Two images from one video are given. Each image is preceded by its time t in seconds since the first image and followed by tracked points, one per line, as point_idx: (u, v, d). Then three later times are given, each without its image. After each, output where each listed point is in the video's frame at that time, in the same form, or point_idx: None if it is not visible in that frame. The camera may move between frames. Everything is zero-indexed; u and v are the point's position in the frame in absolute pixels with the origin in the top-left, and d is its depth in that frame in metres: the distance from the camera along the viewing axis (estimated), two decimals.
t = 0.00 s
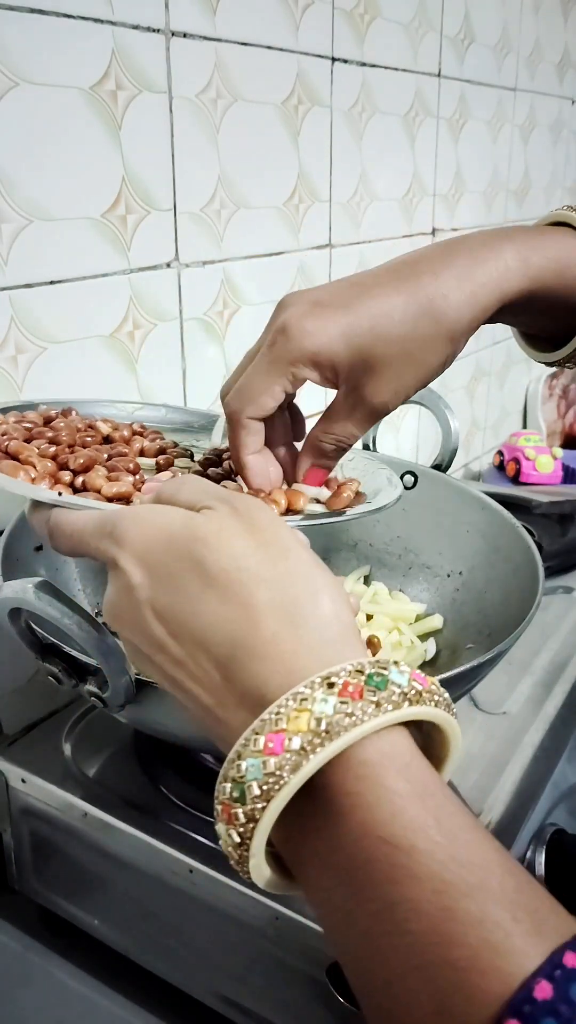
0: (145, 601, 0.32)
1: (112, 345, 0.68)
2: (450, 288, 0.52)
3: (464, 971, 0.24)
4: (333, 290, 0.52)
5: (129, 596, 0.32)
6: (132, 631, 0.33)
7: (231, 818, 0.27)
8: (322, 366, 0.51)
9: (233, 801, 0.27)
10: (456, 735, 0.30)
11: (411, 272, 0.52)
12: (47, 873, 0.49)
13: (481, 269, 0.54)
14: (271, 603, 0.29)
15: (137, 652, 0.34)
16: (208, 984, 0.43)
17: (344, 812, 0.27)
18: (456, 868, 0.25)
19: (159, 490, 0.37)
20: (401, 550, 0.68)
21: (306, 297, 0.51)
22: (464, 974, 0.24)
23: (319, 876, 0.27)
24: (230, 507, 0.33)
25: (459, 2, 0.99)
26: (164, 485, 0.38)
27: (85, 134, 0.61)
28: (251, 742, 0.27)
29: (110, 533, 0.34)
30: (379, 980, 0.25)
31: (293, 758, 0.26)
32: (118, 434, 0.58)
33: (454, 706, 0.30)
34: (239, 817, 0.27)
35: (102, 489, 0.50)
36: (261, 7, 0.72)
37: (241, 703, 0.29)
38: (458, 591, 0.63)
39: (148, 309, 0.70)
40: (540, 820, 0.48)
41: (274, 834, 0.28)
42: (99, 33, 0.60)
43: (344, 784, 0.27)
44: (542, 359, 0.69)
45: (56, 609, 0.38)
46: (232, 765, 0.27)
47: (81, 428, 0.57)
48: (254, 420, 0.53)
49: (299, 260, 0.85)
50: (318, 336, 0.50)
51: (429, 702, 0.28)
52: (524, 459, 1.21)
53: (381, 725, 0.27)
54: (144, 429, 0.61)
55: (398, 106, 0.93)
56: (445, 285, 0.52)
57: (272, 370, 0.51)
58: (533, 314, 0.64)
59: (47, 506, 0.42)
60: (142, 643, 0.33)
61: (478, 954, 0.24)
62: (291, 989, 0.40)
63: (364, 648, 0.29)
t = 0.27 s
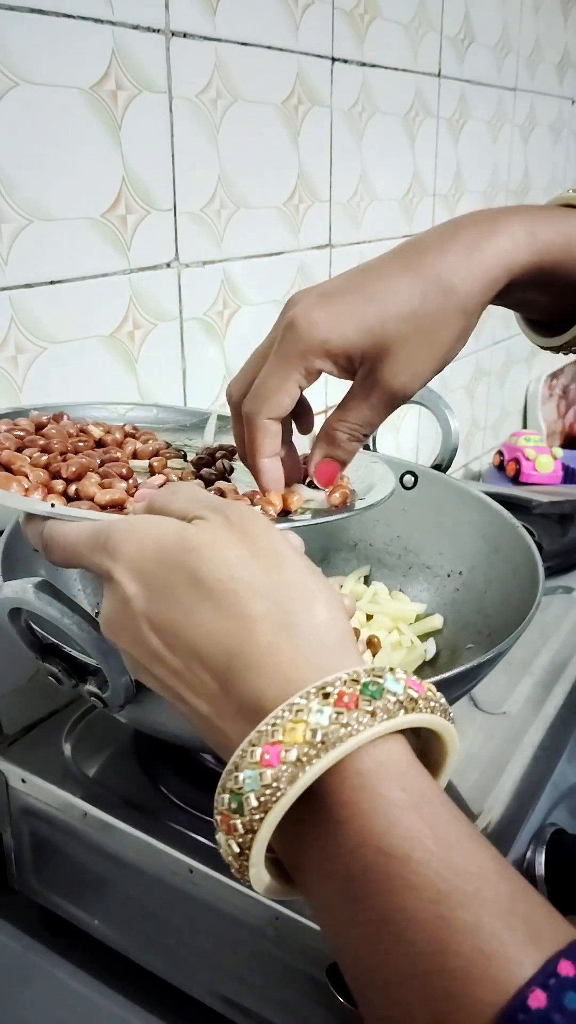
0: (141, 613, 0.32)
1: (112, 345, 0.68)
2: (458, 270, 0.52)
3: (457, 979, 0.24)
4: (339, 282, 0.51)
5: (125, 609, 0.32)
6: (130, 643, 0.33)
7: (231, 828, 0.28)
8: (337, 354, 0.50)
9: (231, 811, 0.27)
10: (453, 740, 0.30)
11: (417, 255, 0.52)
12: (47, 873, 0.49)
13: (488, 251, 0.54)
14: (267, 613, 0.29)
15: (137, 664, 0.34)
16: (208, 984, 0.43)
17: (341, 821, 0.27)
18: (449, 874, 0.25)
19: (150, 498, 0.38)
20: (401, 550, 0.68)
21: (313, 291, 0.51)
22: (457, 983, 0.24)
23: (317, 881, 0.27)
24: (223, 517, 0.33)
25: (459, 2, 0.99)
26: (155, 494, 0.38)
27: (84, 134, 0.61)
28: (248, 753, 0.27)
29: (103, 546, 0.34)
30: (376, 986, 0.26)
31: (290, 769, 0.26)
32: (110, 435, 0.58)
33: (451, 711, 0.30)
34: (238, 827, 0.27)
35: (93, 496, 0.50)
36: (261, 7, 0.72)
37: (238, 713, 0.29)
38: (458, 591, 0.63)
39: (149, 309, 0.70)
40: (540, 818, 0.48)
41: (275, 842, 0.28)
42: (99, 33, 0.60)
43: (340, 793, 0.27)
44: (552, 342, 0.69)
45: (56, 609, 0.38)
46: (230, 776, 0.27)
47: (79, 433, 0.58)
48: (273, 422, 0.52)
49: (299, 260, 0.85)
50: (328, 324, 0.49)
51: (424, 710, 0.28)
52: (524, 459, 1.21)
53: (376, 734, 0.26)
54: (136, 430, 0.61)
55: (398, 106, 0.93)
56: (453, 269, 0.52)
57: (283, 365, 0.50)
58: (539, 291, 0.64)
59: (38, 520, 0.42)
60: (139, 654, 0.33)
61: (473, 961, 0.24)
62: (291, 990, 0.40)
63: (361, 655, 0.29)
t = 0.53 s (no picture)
0: (148, 622, 0.32)
1: (112, 345, 0.68)
2: (461, 275, 0.52)
3: (449, 984, 0.24)
4: (341, 288, 0.52)
5: (134, 617, 0.33)
6: (138, 651, 0.33)
7: (234, 834, 0.28)
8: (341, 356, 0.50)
9: (234, 818, 0.28)
10: (453, 749, 0.30)
11: (418, 265, 0.52)
12: (47, 873, 0.49)
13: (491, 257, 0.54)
14: (267, 625, 0.29)
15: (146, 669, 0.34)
16: (208, 984, 0.43)
17: (338, 829, 0.27)
18: (443, 881, 0.25)
19: (159, 507, 0.38)
20: (401, 550, 0.68)
21: (315, 298, 0.52)
22: (449, 987, 0.24)
23: (318, 887, 0.27)
24: (224, 527, 0.33)
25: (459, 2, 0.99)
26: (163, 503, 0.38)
27: (85, 134, 0.61)
28: (248, 763, 0.27)
29: (110, 556, 0.35)
30: (372, 990, 0.26)
31: (289, 780, 0.27)
32: (125, 435, 0.58)
33: (451, 721, 0.30)
34: (241, 833, 0.28)
35: (110, 499, 0.50)
36: (261, 8, 0.72)
37: (243, 722, 0.29)
38: (459, 591, 0.62)
39: (149, 309, 0.70)
40: (540, 819, 0.47)
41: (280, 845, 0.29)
42: (99, 33, 0.60)
43: (339, 801, 0.27)
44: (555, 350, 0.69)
45: (56, 609, 0.38)
46: (231, 785, 0.27)
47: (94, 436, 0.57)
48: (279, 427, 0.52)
49: (299, 260, 0.85)
50: (329, 331, 0.49)
51: (421, 720, 0.28)
52: (524, 459, 1.21)
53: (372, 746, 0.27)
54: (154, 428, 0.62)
55: (398, 106, 0.93)
56: (456, 274, 0.52)
57: (287, 370, 0.50)
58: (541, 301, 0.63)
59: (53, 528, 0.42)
60: (148, 662, 0.33)
61: (465, 966, 0.24)
62: (291, 990, 0.40)
63: (362, 665, 0.29)
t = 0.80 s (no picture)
0: (153, 625, 0.32)
1: (112, 345, 0.68)
2: (460, 281, 0.52)
3: (445, 984, 0.24)
4: (341, 287, 0.51)
5: (140, 621, 0.33)
6: (145, 653, 0.34)
7: (233, 836, 0.28)
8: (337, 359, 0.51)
9: (232, 821, 0.28)
10: (451, 751, 0.30)
11: (418, 266, 0.52)
12: (47, 873, 0.49)
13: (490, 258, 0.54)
14: (266, 628, 0.29)
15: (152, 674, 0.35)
16: (207, 984, 0.43)
17: (335, 833, 0.27)
18: (437, 884, 0.25)
19: (167, 512, 0.38)
20: (401, 550, 0.68)
21: (317, 297, 0.52)
22: (445, 987, 0.24)
23: (315, 888, 0.28)
24: (228, 533, 0.33)
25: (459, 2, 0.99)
26: (171, 505, 0.38)
27: (85, 134, 0.61)
28: (246, 766, 0.27)
29: (119, 560, 0.35)
30: (370, 991, 0.26)
31: (285, 783, 0.27)
32: (140, 436, 0.59)
33: (450, 724, 0.30)
34: (239, 836, 0.28)
35: (122, 499, 0.50)
36: (261, 7, 0.72)
37: (243, 726, 0.29)
38: (458, 591, 0.62)
39: (149, 309, 0.70)
40: (540, 819, 0.47)
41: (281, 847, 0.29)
42: (99, 33, 0.60)
43: (335, 804, 0.27)
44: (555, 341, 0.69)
45: (56, 609, 0.38)
46: (230, 787, 0.28)
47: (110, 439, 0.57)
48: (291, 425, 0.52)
49: (299, 260, 0.85)
50: (329, 333, 0.49)
51: (417, 723, 0.28)
52: (524, 459, 1.21)
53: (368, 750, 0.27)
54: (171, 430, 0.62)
55: (399, 106, 0.93)
56: (454, 278, 0.52)
57: (291, 371, 0.51)
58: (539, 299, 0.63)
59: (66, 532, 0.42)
60: (153, 664, 0.33)
61: (460, 967, 0.24)
62: (291, 990, 0.40)
63: (361, 669, 0.29)
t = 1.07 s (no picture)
0: (164, 617, 0.33)
1: (112, 345, 0.68)
2: (465, 298, 0.50)
3: (444, 968, 0.24)
4: (343, 315, 0.50)
5: (150, 612, 0.33)
6: (155, 646, 0.34)
7: (243, 820, 0.29)
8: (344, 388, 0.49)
9: (243, 805, 0.28)
10: (456, 745, 0.30)
11: (419, 287, 0.50)
12: (46, 873, 0.49)
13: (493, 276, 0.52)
14: (275, 620, 0.29)
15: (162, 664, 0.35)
16: (207, 984, 0.43)
17: (342, 818, 0.27)
18: (441, 869, 0.26)
19: (179, 505, 0.38)
20: (401, 550, 0.68)
21: (319, 325, 0.50)
22: (444, 971, 0.24)
23: (319, 873, 0.28)
24: (239, 526, 0.33)
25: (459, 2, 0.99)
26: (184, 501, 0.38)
27: (85, 134, 0.61)
28: (256, 752, 0.28)
29: (131, 553, 0.35)
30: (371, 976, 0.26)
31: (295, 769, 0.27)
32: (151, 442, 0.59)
33: (456, 716, 0.31)
34: (249, 820, 0.28)
35: (136, 499, 0.49)
36: (261, 7, 0.72)
37: (253, 715, 0.30)
38: (458, 591, 0.62)
39: (149, 309, 0.70)
40: (540, 819, 0.47)
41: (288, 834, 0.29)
42: (99, 33, 0.60)
43: (342, 790, 0.27)
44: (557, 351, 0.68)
45: (57, 609, 0.38)
46: (239, 773, 0.28)
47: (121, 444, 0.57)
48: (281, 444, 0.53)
49: (299, 260, 0.85)
50: (333, 362, 0.48)
51: (423, 713, 0.28)
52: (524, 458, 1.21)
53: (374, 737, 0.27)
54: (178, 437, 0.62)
55: (399, 106, 0.93)
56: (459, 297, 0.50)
57: (294, 400, 0.50)
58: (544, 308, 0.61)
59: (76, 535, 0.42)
60: (160, 653, 0.34)
61: (459, 951, 0.24)
62: (291, 990, 0.40)
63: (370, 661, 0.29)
